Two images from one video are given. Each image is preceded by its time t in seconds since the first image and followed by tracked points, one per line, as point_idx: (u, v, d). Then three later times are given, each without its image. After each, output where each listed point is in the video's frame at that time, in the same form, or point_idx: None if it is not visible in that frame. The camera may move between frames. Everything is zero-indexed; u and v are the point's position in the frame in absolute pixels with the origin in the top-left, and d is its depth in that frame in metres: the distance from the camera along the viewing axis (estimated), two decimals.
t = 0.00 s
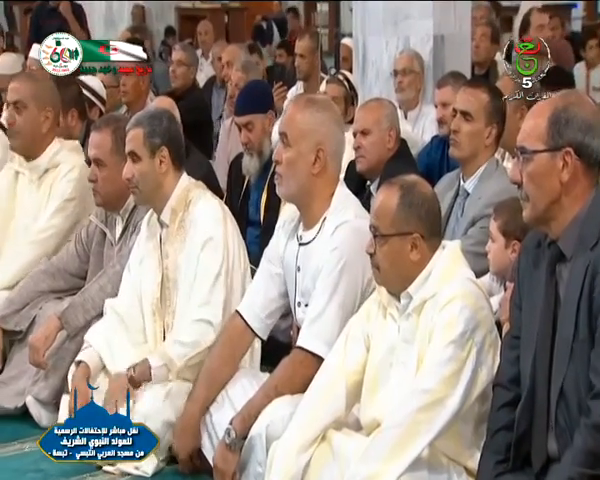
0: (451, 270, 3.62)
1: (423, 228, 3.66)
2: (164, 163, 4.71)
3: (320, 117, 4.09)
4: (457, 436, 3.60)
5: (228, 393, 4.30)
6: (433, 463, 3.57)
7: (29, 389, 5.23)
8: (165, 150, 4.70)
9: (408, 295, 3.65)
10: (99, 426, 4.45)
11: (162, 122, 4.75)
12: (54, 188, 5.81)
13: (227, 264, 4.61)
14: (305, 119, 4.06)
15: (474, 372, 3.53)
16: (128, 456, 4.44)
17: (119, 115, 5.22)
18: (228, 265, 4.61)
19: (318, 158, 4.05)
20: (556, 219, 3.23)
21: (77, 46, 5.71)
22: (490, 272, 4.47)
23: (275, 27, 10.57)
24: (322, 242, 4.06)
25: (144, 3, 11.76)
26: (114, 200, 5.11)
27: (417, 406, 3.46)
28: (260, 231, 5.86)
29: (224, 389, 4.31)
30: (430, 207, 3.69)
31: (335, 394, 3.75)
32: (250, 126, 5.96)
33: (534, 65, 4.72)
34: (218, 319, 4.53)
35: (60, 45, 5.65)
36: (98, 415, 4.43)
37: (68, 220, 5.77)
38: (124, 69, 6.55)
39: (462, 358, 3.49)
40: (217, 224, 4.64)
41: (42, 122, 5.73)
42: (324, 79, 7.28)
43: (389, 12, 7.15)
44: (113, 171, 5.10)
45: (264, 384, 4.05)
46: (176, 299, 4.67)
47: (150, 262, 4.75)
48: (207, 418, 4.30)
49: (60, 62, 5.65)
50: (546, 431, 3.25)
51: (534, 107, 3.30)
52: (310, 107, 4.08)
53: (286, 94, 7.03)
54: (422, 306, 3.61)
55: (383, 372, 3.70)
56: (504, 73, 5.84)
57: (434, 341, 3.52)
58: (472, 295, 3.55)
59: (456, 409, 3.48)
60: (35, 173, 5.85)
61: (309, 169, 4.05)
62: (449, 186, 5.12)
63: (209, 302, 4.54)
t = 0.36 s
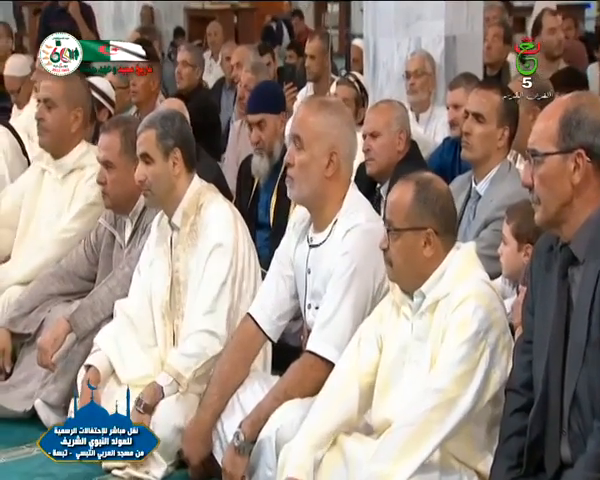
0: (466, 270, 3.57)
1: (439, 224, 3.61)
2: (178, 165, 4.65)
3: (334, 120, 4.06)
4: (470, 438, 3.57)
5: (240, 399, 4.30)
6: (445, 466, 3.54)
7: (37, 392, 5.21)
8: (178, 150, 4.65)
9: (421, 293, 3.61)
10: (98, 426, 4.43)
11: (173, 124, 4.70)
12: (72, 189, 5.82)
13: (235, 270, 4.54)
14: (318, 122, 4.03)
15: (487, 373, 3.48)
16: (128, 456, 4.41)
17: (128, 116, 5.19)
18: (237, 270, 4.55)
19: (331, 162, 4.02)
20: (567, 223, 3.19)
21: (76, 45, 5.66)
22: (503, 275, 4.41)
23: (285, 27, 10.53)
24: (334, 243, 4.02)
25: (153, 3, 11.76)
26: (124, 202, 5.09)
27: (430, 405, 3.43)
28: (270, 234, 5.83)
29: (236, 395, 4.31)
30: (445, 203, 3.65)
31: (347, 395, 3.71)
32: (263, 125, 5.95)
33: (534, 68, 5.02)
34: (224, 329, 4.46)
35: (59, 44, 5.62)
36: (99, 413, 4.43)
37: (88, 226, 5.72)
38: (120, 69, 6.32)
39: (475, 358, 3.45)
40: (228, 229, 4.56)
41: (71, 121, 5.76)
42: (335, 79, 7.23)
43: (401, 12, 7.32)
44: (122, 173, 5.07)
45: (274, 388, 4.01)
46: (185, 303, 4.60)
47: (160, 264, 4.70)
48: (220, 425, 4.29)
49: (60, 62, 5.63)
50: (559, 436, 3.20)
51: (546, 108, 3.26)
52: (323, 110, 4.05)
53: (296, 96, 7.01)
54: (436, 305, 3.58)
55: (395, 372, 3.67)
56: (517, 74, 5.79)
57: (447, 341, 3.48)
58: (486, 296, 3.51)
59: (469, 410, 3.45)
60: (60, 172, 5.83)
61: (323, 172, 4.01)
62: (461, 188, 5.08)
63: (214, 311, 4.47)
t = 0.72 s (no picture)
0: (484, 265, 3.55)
1: (460, 212, 3.59)
2: (190, 168, 4.59)
3: (347, 123, 4.02)
4: (485, 433, 3.53)
5: (250, 404, 4.27)
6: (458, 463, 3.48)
7: (46, 395, 5.18)
8: (191, 153, 4.58)
9: (439, 283, 3.58)
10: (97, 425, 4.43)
11: (185, 126, 4.64)
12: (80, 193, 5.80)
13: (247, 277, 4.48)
14: (334, 125, 3.99)
15: (506, 367, 3.45)
16: (128, 456, 4.40)
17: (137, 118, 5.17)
18: (249, 277, 4.50)
19: (348, 164, 4.00)
20: (581, 225, 3.15)
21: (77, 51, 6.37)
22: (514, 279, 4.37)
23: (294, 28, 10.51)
24: (344, 244, 4.00)
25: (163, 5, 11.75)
26: (133, 203, 5.06)
27: (451, 394, 3.38)
28: (280, 235, 5.80)
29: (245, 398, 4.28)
30: (467, 191, 3.63)
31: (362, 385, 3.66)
32: (274, 128, 5.94)
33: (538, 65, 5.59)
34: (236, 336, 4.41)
35: (59, 46, 6.35)
36: (98, 414, 4.42)
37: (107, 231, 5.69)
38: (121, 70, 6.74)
39: (496, 352, 3.42)
40: (240, 234, 4.51)
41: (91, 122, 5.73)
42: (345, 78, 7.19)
43: (412, 12, 7.47)
44: (131, 175, 5.04)
45: (283, 391, 3.96)
46: (197, 307, 4.55)
47: (168, 267, 4.66)
48: (229, 428, 4.25)
49: (61, 62, 6.31)
50: (573, 442, 3.16)
51: (559, 109, 3.23)
52: (337, 113, 4.02)
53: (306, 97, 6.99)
54: (454, 294, 3.53)
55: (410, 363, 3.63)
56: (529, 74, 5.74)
57: (467, 332, 3.45)
58: (505, 291, 3.48)
59: (487, 401, 3.41)
60: (79, 172, 5.82)
61: (340, 175, 3.99)
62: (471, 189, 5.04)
63: (227, 318, 4.42)
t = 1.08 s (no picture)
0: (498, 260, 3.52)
1: (476, 207, 3.58)
2: (199, 169, 4.55)
3: (356, 124, 3.99)
4: (496, 426, 3.50)
5: (258, 406, 4.23)
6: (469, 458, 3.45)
7: (54, 397, 5.15)
8: (200, 155, 4.55)
9: (452, 277, 3.57)
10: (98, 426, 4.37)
11: (194, 128, 4.60)
12: (94, 194, 5.78)
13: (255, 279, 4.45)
14: (343, 127, 3.96)
15: (518, 361, 3.41)
16: (128, 456, 4.38)
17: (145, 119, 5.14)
18: (257, 279, 4.46)
19: (359, 166, 3.97)
20: None
21: (76, 47, 6.16)
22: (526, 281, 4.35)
23: (302, 28, 10.49)
24: (353, 248, 3.97)
25: (171, 5, 11.73)
26: (141, 204, 5.04)
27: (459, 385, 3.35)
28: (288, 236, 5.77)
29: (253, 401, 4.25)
30: (483, 187, 3.62)
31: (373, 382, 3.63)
32: (281, 129, 5.90)
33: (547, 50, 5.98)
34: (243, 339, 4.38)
35: (60, 45, 6.10)
36: (98, 416, 4.33)
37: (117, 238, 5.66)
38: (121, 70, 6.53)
39: (507, 344, 3.38)
40: (249, 236, 4.48)
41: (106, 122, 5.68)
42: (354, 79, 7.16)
43: (422, 12, 7.45)
44: (139, 176, 5.01)
45: (292, 394, 3.93)
46: (204, 309, 4.53)
47: (177, 270, 4.65)
48: (237, 431, 4.22)
49: (60, 61, 6.12)
50: (585, 446, 3.12)
51: (573, 109, 3.17)
52: (346, 114, 3.98)
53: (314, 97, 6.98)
54: (467, 289, 3.51)
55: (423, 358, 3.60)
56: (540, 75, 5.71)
57: (478, 324, 3.42)
58: (518, 285, 3.45)
59: (498, 393, 3.37)
60: (94, 174, 5.81)
61: (350, 177, 3.96)
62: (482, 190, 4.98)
63: (235, 320, 4.39)
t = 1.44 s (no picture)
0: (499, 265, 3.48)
1: (477, 214, 3.55)
2: (209, 169, 4.52)
3: (360, 124, 3.96)
4: (503, 435, 3.45)
5: (266, 410, 4.20)
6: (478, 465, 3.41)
7: (60, 399, 5.11)
8: (210, 154, 4.52)
9: (455, 285, 3.54)
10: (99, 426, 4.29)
11: (204, 127, 4.57)
12: (102, 193, 5.76)
13: (263, 279, 4.42)
14: (348, 128, 3.93)
15: (521, 368, 3.37)
16: (128, 456, 4.31)
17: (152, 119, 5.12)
18: (265, 280, 4.44)
19: (364, 167, 3.94)
20: None
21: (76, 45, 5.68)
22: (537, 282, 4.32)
23: (310, 28, 10.45)
24: (361, 250, 3.94)
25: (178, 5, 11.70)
26: (148, 205, 5.01)
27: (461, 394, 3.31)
28: (297, 238, 5.74)
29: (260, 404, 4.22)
30: (483, 192, 3.58)
31: (375, 393, 3.58)
32: (289, 130, 5.84)
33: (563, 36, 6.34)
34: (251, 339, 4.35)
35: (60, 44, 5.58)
36: (99, 415, 4.26)
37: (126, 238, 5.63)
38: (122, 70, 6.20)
39: (509, 350, 3.34)
40: (258, 237, 4.45)
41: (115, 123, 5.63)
42: (362, 79, 7.12)
43: (431, 12, 7.62)
44: (146, 176, 4.99)
45: (300, 397, 3.89)
46: (213, 311, 4.50)
47: (185, 270, 4.60)
48: (244, 433, 4.19)
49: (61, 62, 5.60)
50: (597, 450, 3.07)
51: (584, 110, 3.12)
52: (350, 115, 3.95)
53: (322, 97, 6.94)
54: (469, 298, 3.47)
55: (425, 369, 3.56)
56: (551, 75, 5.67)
57: (480, 332, 3.38)
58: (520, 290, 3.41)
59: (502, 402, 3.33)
60: (103, 175, 5.79)
61: (355, 179, 3.93)
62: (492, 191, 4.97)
63: (241, 320, 4.35)
